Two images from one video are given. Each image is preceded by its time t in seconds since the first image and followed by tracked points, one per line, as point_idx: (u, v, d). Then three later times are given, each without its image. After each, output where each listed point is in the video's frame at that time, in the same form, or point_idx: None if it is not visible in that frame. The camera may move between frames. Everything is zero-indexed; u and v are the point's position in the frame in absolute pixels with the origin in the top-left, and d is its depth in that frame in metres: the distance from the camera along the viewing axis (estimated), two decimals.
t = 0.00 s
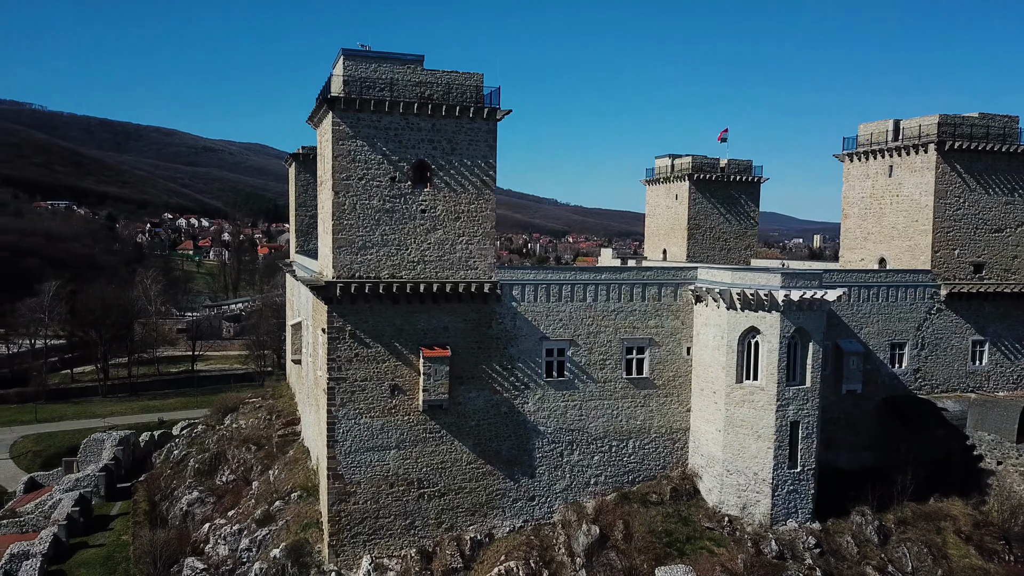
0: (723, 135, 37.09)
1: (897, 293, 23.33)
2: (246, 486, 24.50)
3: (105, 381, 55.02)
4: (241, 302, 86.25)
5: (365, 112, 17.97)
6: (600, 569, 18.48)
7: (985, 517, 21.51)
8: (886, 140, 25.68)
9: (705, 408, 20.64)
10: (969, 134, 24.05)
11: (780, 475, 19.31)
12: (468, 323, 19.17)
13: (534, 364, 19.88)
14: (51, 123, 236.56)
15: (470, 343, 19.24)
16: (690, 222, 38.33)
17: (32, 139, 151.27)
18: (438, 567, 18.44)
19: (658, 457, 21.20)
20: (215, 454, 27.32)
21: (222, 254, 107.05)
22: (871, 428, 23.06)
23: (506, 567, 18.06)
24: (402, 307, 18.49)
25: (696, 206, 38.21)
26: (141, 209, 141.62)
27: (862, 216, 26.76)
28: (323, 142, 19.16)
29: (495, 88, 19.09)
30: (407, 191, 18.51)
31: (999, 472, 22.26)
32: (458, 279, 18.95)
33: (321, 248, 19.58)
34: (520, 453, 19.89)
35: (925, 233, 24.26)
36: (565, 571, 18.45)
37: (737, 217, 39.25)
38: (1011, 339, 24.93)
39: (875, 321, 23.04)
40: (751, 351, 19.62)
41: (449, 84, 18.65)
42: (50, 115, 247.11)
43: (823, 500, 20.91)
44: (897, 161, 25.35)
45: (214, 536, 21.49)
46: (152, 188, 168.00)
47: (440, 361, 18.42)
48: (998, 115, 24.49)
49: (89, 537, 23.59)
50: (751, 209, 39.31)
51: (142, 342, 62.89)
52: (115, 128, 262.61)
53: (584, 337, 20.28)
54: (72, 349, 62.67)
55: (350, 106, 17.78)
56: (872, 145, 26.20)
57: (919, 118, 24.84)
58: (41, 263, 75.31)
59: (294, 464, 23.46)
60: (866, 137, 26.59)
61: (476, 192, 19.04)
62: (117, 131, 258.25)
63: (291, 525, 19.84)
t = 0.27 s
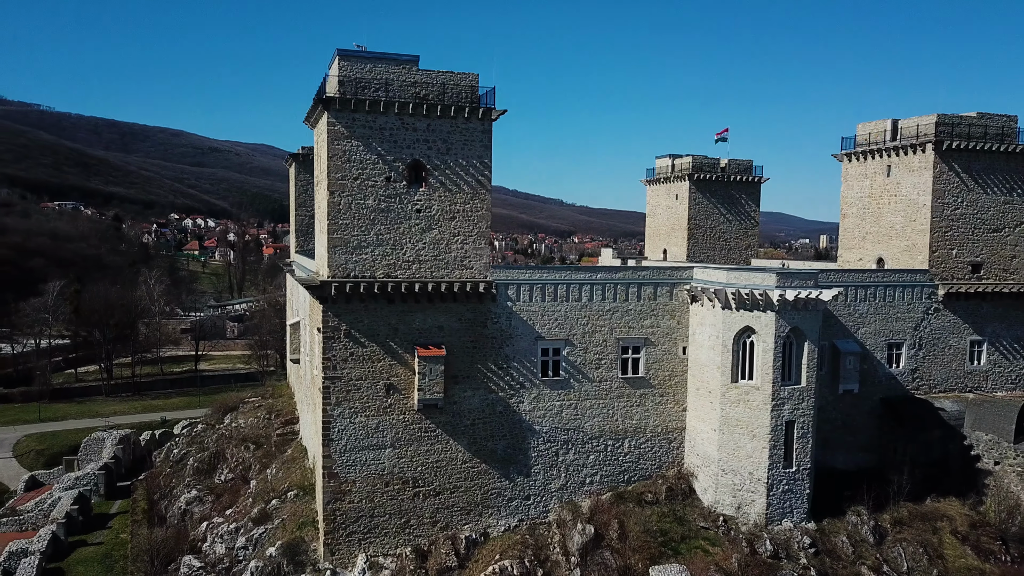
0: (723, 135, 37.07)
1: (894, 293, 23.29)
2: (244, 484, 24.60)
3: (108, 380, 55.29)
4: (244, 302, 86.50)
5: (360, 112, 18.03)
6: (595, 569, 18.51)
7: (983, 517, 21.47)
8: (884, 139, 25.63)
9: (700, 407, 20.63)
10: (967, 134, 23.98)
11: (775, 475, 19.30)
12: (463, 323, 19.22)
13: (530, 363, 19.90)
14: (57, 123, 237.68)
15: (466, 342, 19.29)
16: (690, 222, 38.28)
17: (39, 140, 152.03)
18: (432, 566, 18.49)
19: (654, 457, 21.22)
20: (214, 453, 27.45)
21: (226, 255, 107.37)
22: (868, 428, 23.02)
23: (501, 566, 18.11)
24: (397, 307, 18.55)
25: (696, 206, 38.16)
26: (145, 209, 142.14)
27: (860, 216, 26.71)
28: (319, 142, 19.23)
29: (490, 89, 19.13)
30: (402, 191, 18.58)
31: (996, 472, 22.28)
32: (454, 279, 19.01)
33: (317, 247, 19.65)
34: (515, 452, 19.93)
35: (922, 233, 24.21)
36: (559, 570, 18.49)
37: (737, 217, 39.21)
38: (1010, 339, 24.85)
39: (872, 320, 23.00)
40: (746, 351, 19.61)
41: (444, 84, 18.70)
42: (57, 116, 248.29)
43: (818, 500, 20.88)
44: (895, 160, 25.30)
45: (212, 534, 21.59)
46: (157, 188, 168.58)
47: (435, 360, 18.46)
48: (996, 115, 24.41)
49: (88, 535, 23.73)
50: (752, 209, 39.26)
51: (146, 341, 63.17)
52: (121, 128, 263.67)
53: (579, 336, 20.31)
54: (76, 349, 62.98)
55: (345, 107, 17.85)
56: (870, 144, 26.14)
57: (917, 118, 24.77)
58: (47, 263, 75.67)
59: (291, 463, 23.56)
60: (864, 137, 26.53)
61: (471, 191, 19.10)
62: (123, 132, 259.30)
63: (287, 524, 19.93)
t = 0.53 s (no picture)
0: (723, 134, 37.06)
1: (890, 292, 23.29)
2: (242, 482, 24.73)
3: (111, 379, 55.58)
4: (246, 301, 86.75)
5: (355, 112, 18.13)
6: (588, 566, 18.55)
7: (978, 516, 21.44)
8: (881, 139, 25.61)
9: (695, 406, 20.67)
10: (963, 133, 23.95)
11: (769, 473, 19.33)
12: (457, 321, 19.29)
13: (524, 362, 19.97)
14: (64, 123, 238.76)
15: (460, 340, 19.37)
16: (690, 222, 38.26)
17: (46, 140, 152.76)
18: (426, 563, 18.58)
19: (649, 455, 21.27)
20: (213, 451, 27.60)
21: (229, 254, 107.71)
22: (864, 427, 23.02)
23: (494, 564, 18.19)
24: (391, 305, 18.63)
25: (695, 206, 38.14)
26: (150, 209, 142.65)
27: (857, 215, 26.69)
28: (314, 141, 19.33)
29: (485, 88, 19.21)
30: (397, 190, 18.66)
31: (991, 471, 22.28)
32: (448, 278, 19.09)
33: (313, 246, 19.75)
34: (510, 450, 19.99)
35: (919, 232, 24.19)
36: (553, 568, 18.56)
37: (737, 217, 39.19)
38: (1007, 338, 24.80)
39: (867, 319, 23.00)
40: (740, 349, 19.64)
41: (438, 84, 18.78)
42: (63, 116, 249.34)
43: (813, 499, 20.90)
44: (891, 159, 25.28)
45: (209, 531, 21.72)
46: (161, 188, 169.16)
47: (429, 358, 18.54)
48: (993, 114, 24.38)
49: (87, 532, 23.90)
50: (751, 208, 39.25)
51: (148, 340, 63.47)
52: (127, 128, 264.66)
53: (574, 335, 20.37)
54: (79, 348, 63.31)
55: (339, 106, 17.94)
56: (867, 144, 26.12)
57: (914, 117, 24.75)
58: (52, 262, 76.11)
59: (288, 461, 23.69)
60: (861, 136, 26.51)
61: (465, 190, 19.18)
62: (128, 132, 260.25)
63: (283, 521, 20.04)
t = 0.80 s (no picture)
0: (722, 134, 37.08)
1: (886, 291, 23.29)
2: (240, 480, 24.87)
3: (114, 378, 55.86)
4: (249, 301, 87.03)
5: (349, 112, 18.23)
6: (582, 565, 18.62)
7: (973, 516, 21.44)
8: (878, 138, 25.59)
9: (689, 405, 20.73)
10: (960, 132, 23.93)
11: (762, 472, 19.37)
12: (451, 320, 19.38)
13: (518, 360, 20.05)
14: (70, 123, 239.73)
15: (454, 339, 19.45)
16: (689, 222, 38.24)
17: (53, 140, 153.47)
18: (420, 561, 18.69)
19: (643, 454, 21.33)
20: (211, 449, 27.76)
21: (233, 254, 108.04)
22: (860, 427, 23.02)
23: (488, 562, 18.27)
24: (386, 304, 18.73)
25: (695, 205, 38.12)
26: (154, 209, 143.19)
27: (854, 215, 26.68)
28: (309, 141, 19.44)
29: (479, 88, 19.30)
30: (391, 189, 18.76)
31: (986, 471, 22.37)
32: (442, 277, 19.19)
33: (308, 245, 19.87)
34: (504, 449, 20.07)
35: (915, 231, 24.18)
36: (547, 566, 18.65)
37: (736, 216, 39.20)
38: (1004, 337, 24.78)
39: (863, 319, 23.02)
40: (734, 348, 19.68)
41: (433, 84, 18.86)
42: (70, 116, 250.39)
43: (807, 498, 20.92)
44: (888, 159, 25.27)
45: (206, 529, 21.86)
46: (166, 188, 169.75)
47: (424, 357, 18.64)
48: (990, 113, 24.35)
49: (85, 529, 24.08)
50: (751, 208, 39.24)
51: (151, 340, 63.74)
52: (132, 128, 265.59)
53: (568, 334, 20.44)
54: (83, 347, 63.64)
55: (333, 106, 18.04)
56: (864, 143, 26.11)
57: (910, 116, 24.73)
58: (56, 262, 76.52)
59: (285, 459, 23.82)
60: (858, 135, 26.50)
61: (460, 190, 19.28)
62: (134, 132, 261.18)
63: (278, 519, 20.16)
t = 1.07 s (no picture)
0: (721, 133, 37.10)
1: (881, 291, 23.30)
2: (237, 478, 25.00)
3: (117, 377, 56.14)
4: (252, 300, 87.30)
5: (343, 112, 18.34)
6: (575, 563, 18.69)
7: (968, 516, 21.42)
8: (874, 138, 25.58)
9: (683, 404, 20.78)
10: (956, 132, 23.92)
11: (755, 471, 19.41)
12: (445, 319, 19.47)
13: (513, 359, 20.13)
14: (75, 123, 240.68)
15: (448, 338, 19.54)
16: (689, 221, 38.23)
17: (60, 140, 154.22)
18: (414, 559, 18.79)
19: (637, 453, 21.39)
20: (210, 447, 27.91)
21: (237, 254, 108.36)
22: (855, 426, 23.05)
23: (481, 560, 18.36)
24: (380, 304, 18.83)
25: (694, 205, 38.11)
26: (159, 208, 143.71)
27: (851, 215, 26.67)
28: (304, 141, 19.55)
29: (473, 88, 19.38)
30: (385, 189, 18.86)
31: (982, 471, 22.22)
32: (436, 276, 19.27)
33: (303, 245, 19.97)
34: (498, 448, 20.16)
35: (911, 231, 24.17)
36: (540, 564, 18.73)
37: (736, 216, 39.20)
38: (1000, 337, 24.75)
39: (858, 319, 23.04)
40: (728, 348, 19.72)
41: (427, 84, 18.96)
42: (76, 116, 251.40)
43: (801, 497, 20.96)
44: (884, 159, 25.27)
45: (203, 526, 22.00)
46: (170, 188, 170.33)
47: (417, 356, 18.73)
48: (986, 113, 24.33)
49: (84, 526, 24.25)
50: (750, 207, 39.24)
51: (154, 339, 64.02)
52: (137, 128, 266.52)
53: (562, 333, 20.51)
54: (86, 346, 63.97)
55: (327, 106, 18.15)
56: (860, 143, 26.10)
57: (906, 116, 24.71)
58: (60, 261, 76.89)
59: (282, 457, 23.95)
60: (855, 135, 26.49)
61: (454, 190, 19.36)
62: (140, 132, 262.11)
63: (274, 516, 20.28)
